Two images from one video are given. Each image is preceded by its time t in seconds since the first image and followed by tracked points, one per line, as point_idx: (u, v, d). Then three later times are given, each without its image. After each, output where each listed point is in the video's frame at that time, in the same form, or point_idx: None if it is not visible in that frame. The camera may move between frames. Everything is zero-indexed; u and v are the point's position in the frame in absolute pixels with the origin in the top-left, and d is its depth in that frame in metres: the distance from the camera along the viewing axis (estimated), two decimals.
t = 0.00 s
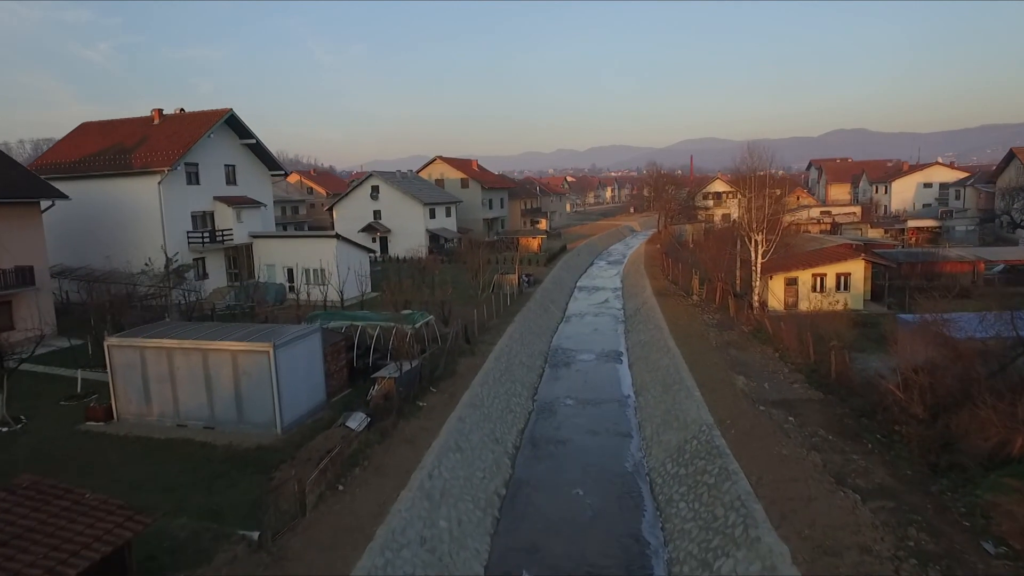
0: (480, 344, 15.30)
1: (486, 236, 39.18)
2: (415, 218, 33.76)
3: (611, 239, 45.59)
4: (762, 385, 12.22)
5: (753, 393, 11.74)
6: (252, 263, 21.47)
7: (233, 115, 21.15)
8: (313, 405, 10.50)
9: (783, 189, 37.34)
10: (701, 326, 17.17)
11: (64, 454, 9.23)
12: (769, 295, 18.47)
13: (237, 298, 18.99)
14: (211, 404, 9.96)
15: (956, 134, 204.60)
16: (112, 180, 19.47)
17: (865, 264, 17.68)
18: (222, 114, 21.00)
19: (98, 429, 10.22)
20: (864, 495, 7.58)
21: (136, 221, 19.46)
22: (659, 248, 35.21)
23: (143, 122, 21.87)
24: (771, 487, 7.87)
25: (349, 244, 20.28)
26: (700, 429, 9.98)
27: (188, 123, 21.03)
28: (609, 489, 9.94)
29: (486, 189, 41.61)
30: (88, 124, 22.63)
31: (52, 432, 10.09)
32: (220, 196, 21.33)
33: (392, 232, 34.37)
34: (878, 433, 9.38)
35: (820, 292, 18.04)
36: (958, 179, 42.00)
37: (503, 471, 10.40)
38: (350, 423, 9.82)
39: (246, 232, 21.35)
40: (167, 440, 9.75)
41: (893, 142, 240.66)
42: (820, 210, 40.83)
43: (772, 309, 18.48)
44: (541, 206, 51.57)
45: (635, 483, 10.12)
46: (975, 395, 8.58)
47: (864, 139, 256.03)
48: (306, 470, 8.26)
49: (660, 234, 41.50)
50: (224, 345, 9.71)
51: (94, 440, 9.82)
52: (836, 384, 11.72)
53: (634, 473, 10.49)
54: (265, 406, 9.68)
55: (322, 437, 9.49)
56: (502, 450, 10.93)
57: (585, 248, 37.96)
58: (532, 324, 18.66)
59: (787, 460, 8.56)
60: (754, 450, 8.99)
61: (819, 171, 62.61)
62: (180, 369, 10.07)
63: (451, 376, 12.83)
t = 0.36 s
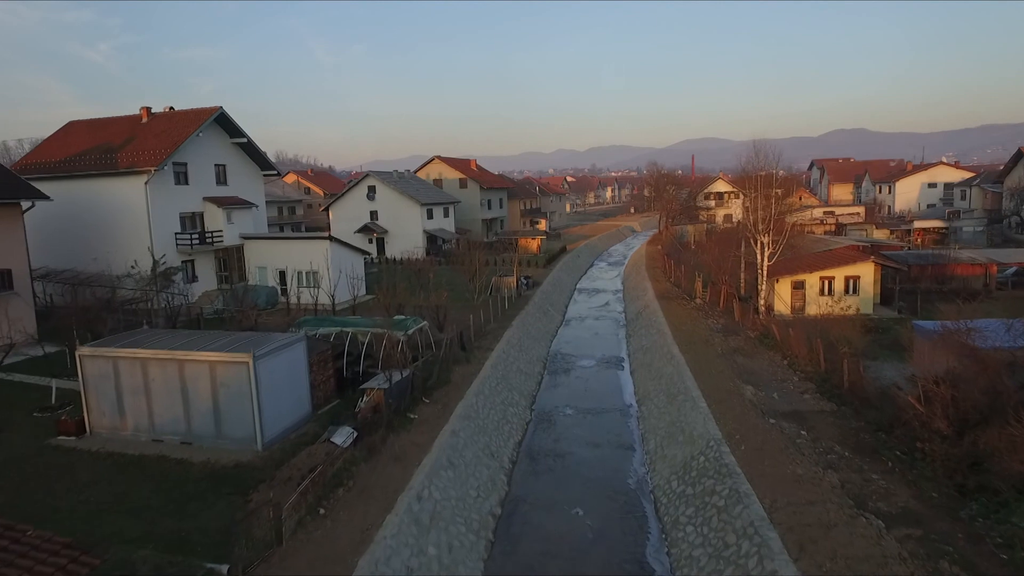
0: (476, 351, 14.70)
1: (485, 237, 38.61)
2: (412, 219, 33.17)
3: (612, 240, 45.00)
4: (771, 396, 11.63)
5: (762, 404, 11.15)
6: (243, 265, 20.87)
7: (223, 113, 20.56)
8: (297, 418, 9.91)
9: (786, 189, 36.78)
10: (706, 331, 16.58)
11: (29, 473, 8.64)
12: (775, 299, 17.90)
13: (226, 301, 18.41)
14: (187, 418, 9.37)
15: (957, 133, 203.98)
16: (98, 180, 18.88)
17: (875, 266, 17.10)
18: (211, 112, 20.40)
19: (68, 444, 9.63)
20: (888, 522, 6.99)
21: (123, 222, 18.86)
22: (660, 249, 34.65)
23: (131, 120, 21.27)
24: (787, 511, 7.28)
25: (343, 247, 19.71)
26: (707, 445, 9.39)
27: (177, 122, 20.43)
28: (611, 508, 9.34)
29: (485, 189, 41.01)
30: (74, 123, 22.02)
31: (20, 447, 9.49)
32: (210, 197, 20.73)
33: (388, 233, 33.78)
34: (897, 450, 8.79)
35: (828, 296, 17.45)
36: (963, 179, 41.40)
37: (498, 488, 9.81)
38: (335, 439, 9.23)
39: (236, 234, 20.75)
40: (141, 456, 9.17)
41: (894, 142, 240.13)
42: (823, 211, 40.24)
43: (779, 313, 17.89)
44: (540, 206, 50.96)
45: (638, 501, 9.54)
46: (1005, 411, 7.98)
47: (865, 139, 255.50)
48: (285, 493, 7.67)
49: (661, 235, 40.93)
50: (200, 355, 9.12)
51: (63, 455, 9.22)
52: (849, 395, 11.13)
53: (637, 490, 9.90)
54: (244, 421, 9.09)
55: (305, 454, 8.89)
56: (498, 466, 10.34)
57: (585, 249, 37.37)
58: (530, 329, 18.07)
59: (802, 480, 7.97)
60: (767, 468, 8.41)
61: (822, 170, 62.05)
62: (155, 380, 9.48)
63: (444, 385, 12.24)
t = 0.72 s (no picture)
0: (471, 358, 14.12)
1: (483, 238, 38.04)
2: (409, 220, 32.59)
3: (612, 241, 44.42)
4: (780, 407, 11.05)
5: (772, 416, 10.57)
6: (234, 267, 20.32)
7: (212, 111, 19.97)
8: (278, 433, 9.33)
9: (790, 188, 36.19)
10: (710, 337, 16.00)
11: None
12: (781, 303, 17.33)
13: (215, 305, 17.89)
14: (161, 433, 8.78)
15: (958, 133, 203.44)
16: (83, 180, 18.30)
17: (884, 269, 16.50)
18: (200, 110, 19.81)
19: (35, 461, 9.05)
20: (917, 553, 6.41)
21: (108, 223, 18.28)
22: (661, 250, 34.07)
23: (117, 119, 20.68)
24: (805, 540, 6.70)
25: (336, 248, 19.14)
26: (715, 462, 8.80)
27: (165, 120, 19.84)
28: (613, 529, 8.77)
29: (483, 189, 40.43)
30: (60, 121, 21.42)
31: None
32: (198, 197, 20.14)
33: (385, 234, 33.20)
34: (920, 469, 8.21)
35: (836, 299, 16.86)
36: (968, 179, 40.83)
37: (493, 507, 9.24)
38: (318, 456, 8.67)
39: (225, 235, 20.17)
40: (111, 475, 8.60)
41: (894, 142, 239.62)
42: (827, 211, 39.65)
43: (785, 317, 17.31)
44: (539, 206, 50.38)
45: (642, 522, 8.95)
46: None
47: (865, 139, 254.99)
48: (261, 519, 7.10)
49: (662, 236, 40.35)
50: (174, 367, 8.54)
51: (28, 473, 8.64)
52: (863, 406, 10.56)
53: (640, 509, 9.32)
54: (220, 437, 8.51)
55: (286, 473, 8.32)
56: (493, 482, 9.77)
57: (585, 250, 36.76)
58: (528, 333, 17.49)
59: (819, 504, 7.39)
60: (781, 490, 7.83)
61: (824, 170, 61.46)
62: (126, 393, 8.89)
63: (437, 395, 11.67)
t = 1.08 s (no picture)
0: (466, 365, 13.53)
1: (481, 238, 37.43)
2: (406, 221, 32.01)
3: (613, 242, 43.82)
4: (791, 419, 10.47)
5: (783, 430, 9.98)
6: (224, 269, 19.76)
7: (201, 109, 19.40)
8: (258, 450, 8.75)
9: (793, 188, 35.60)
10: (714, 342, 15.42)
11: None
12: (788, 306, 16.74)
13: (203, 309, 17.34)
14: (131, 451, 8.21)
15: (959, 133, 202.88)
16: (66, 180, 17.73)
17: (895, 272, 15.92)
18: (188, 107, 19.25)
19: None
20: None
21: (92, 224, 17.72)
22: (663, 251, 33.48)
23: (104, 117, 20.10)
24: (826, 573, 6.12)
25: (328, 250, 18.56)
26: (724, 482, 8.23)
27: (152, 118, 19.27)
28: (615, 552, 8.19)
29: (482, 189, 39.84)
30: (45, 120, 20.83)
31: None
32: (187, 197, 19.56)
33: (381, 235, 32.61)
34: (946, 490, 7.63)
35: (845, 303, 16.28)
36: (973, 179, 40.26)
37: (487, 528, 8.65)
38: (299, 475, 8.10)
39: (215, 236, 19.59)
40: (77, 495, 8.03)
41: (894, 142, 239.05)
42: (830, 211, 39.07)
43: (792, 321, 16.73)
44: (539, 207, 49.79)
45: (646, 545, 8.35)
46: None
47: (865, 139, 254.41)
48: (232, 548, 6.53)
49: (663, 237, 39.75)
50: (144, 380, 7.97)
51: None
52: (879, 418, 9.98)
53: (644, 530, 8.74)
54: (194, 455, 7.94)
55: (263, 495, 7.74)
56: (487, 500, 9.21)
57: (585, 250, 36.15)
58: (526, 338, 16.89)
59: (838, 530, 6.81)
60: (796, 514, 7.24)
61: (826, 170, 60.88)
62: (95, 408, 8.31)
63: (429, 406, 11.10)
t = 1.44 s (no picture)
0: (461, 373, 12.95)
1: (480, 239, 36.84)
2: (403, 221, 31.43)
3: (613, 243, 43.23)
4: (804, 433, 9.88)
5: (795, 445, 9.39)
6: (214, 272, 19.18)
7: (189, 106, 18.84)
8: (234, 468, 8.17)
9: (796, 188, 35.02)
10: (720, 348, 14.85)
11: None
12: (795, 311, 16.16)
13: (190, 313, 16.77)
14: (97, 471, 7.63)
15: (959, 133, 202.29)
16: (49, 180, 17.16)
17: (907, 275, 15.34)
18: (176, 105, 18.70)
19: None
20: None
21: (75, 225, 17.15)
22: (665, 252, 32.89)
23: (90, 115, 19.54)
24: None
25: (320, 252, 18.00)
26: (734, 504, 7.65)
27: (139, 116, 18.72)
28: None
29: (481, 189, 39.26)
30: (31, 118, 20.27)
31: None
32: (175, 198, 19.00)
33: (378, 236, 32.03)
34: (977, 516, 7.06)
35: (854, 307, 15.70)
36: (979, 179, 39.66)
37: (480, 553, 8.08)
38: (277, 498, 7.53)
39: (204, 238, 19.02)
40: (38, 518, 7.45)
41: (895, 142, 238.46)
42: (834, 211, 38.48)
43: (800, 326, 16.15)
44: (538, 207, 49.21)
45: (651, 571, 7.77)
46: None
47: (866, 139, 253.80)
48: None
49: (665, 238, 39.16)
50: (111, 396, 7.40)
51: None
52: (898, 432, 9.41)
53: (648, 554, 8.15)
54: (163, 477, 7.37)
55: (237, 520, 7.16)
56: (481, 522, 8.63)
57: (585, 251, 35.58)
58: (524, 343, 16.31)
59: (862, 562, 6.24)
60: (815, 542, 6.66)
61: (828, 169, 60.28)
62: (59, 424, 7.74)
63: (421, 418, 10.52)
